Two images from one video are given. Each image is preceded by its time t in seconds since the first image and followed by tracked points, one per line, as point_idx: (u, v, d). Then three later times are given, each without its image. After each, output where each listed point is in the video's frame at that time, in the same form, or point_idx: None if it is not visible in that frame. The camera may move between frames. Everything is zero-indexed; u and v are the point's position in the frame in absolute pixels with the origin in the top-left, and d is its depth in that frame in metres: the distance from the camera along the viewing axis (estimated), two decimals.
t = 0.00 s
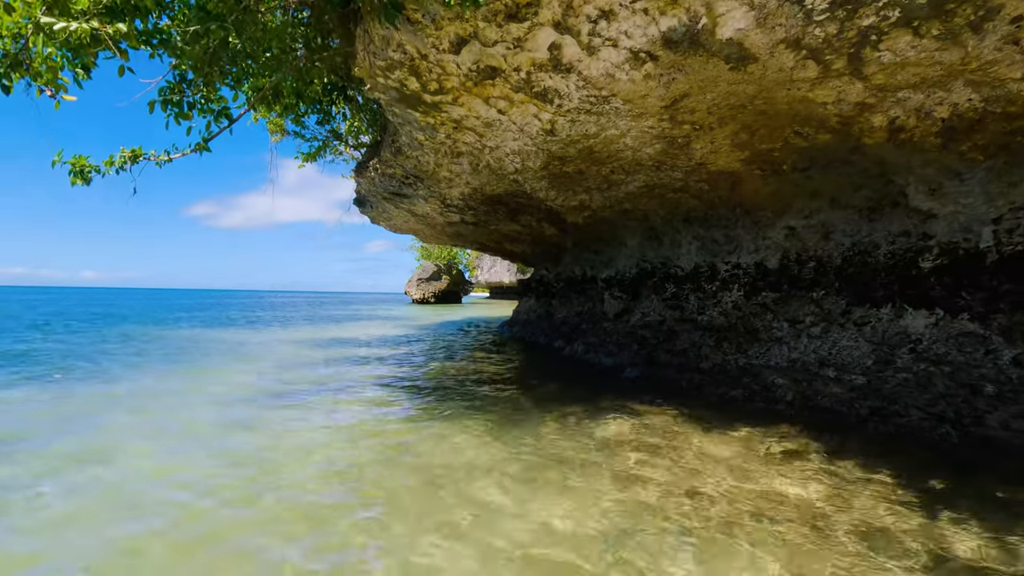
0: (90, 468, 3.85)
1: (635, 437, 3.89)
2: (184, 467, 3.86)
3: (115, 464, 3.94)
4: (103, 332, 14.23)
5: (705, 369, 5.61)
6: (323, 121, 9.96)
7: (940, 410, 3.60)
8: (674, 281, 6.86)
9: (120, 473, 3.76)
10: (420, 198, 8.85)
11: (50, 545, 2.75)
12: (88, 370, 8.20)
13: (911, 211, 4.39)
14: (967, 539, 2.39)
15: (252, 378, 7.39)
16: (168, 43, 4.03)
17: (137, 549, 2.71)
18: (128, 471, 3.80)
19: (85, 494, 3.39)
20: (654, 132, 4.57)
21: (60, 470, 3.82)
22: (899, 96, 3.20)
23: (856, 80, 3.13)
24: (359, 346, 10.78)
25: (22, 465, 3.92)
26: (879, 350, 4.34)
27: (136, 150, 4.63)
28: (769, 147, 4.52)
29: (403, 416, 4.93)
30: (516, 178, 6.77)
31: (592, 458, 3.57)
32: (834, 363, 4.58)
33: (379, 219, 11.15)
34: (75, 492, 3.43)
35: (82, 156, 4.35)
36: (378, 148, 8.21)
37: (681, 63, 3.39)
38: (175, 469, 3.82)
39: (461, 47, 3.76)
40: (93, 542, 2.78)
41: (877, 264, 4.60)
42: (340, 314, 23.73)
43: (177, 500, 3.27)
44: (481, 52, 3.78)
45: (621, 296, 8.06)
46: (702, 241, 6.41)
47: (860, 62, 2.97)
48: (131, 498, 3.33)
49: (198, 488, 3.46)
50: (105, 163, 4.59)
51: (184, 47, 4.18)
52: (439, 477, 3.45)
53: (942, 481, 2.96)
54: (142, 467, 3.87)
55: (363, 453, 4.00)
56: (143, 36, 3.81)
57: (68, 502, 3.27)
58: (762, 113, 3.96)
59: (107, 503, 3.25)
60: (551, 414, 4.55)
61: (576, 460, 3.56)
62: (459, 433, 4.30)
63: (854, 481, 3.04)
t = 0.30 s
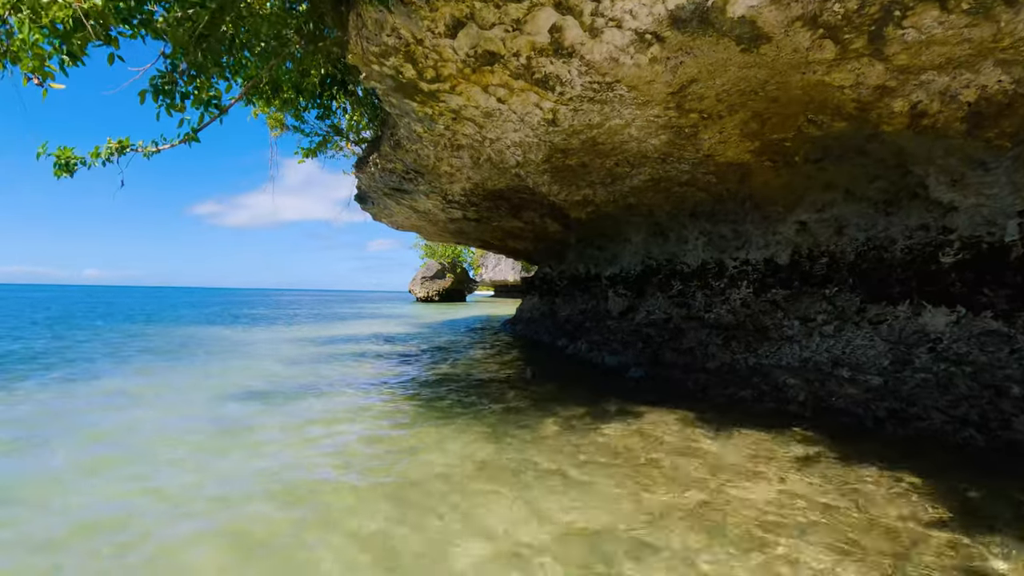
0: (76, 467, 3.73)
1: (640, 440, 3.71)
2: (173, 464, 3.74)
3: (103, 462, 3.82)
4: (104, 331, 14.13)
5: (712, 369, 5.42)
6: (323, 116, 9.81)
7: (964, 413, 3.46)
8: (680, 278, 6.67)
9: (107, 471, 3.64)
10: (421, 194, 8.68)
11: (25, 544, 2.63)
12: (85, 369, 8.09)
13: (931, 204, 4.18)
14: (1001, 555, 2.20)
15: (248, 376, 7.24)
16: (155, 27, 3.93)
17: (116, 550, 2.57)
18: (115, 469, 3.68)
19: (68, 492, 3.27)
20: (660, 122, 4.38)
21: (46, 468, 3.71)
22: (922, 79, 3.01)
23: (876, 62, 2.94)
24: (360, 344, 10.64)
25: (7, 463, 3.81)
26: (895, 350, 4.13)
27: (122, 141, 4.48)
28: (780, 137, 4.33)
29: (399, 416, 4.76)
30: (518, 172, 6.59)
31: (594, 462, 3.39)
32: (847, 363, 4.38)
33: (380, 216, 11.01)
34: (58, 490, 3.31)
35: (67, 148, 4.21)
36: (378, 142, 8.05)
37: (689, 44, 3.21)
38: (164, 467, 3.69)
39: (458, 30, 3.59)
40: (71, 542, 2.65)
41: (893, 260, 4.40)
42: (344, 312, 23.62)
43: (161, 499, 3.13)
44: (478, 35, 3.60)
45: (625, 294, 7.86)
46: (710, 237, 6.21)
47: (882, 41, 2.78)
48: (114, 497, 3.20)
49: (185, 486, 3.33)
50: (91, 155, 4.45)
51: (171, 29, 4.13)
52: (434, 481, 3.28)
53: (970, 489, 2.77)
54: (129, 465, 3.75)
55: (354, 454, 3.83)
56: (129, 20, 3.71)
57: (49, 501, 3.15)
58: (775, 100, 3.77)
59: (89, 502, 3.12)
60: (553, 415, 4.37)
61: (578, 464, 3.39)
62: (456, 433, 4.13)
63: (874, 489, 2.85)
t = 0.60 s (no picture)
0: (63, 470, 3.61)
1: (647, 452, 3.51)
2: (163, 469, 3.62)
3: (91, 465, 3.71)
4: (106, 333, 14.03)
5: (722, 374, 5.24)
6: (323, 115, 9.66)
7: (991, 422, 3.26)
8: (687, 279, 6.48)
9: (95, 475, 3.53)
10: (422, 194, 8.52)
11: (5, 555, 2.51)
12: (82, 371, 7.99)
13: (953, 201, 3.98)
14: None
15: (246, 379, 7.10)
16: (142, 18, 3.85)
17: (101, 558, 2.49)
18: (104, 473, 3.56)
19: (54, 499, 3.15)
20: (668, 116, 4.20)
21: (34, 471, 3.60)
22: (949, 66, 2.82)
23: (901, 48, 2.75)
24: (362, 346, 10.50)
25: None
26: (915, 354, 3.93)
27: (111, 139, 4.34)
28: (794, 130, 4.14)
29: (395, 422, 4.59)
30: (520, 170, 6.42)
31: (599, 474, 3.22)
32: (864, 369, 4.18)
33: (381, 216, 10.87)
34: (42, 496, 3.19)
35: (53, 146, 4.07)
36: (378, 141, 7.90)
37: (699, 32, 3.03)
38: (154, 472, 3.58)
39: (455, 20, 3.42)
40: (55, 550, 2.56)
41: (911, 260, 4.20)
42: (347, 313, 23.48)
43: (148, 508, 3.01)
44: (476, 25, 3.43)
45: (630, 295, 7.68)
46: (718, 236, 6.02)
47: (907, 25, 2.59)
48: (103, 501, 3.11)
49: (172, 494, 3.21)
50: (79, 153, 4.31)
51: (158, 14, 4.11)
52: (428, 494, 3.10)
53: (1004, 509, 2.57)
54: (118, 469, 3.63)
55: (346, 464, 3.65)
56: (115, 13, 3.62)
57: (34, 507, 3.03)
58: (790, 90, 3.58)
59: (75, 510, 3.01)
60: (555, 423, 4.19)
61: (583, 477, 3.21)
62: (455, 441, 3.95)
63: (900, 507, 2.66)
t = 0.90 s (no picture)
0: (74, 475, 3.54)
1: (674, 461, 3.37)
2: (175, 474, 3.53)
3: (102, 469, 3.64)
4: (114, 336, 13.98)
5: (745, 376, 5.08)
6: (331, 115, 9.58)
7: None
8: (704, 278, 6.31)
9: (106, 479, 3.45)
10: (432, 194, 8.40)
11: (12, 560, 2.48)
12: (90, 375, 7.91)
13: (992, 195, 3.81)
14: None
15: (256, 382, 7.01)
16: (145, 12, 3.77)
17: (102, 560, 2.49)
18: (116, 477, 3.49)
19: (64, 505, 3.07)
20: (690, 111, 4.06)
21: (45, 475, 3.53)
22: (998, 52, 2.66)
23: (948, 32, 2.60)
24: (371, 348, 10.40)
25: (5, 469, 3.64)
26: (952, 356, 3.76)
27: (117, 138, 4.25)
28: (823, 124, 3.99)
29: (410, 428, 4.48)
30: (533, 169, 6.29)
31: (628, 484, 3.07)
32: (896, 371, 4.01)
33: (390, 217, 10.77)
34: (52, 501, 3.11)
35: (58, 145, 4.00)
36: (387, 140, 7.80)
37: (730, 19, 2.89)
38: (165, 475, 3.54)
39: (472, 11, 3.29)
40: (59, 550, 2.57)
41: (944, 258, 4.03)
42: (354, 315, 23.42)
43: (158, 515, 2.92)
44: (494, 16, 3.30)
45: (644, 295, 7.52)
46: (738, 235, 5.87)
47: (956, 8, 2.44)
48: (111, 501, 3.13)
49: (184, 500, 3.11)
50: (85, 153, 4.23)
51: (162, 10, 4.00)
52: (449, 506, 2.96)
53: None
54: (130, 473, 3.55)
55: (361, 472, 3.54)
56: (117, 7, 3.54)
57: (43, 513, 2.95)
58: (821, 81, 3.43)
59: (85, 516, 2.93)
60: (576, 430, 4.06)
61: (610, 487, 3.07)
62: (473, 449, 3.82)
63: (952, 519, 2.51)
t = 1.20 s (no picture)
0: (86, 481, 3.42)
1: (712, 470, 3.20)
2: (190, 481, 3.41)
3: (115, 476, 3.51)
4: (119, 339, 13.86)
5: (775, 380, 4.90)
6: (339, 114, 9.43)
7: None
8: (726, 278, 6.11)
9: (120, 487, 3.33)
10: (442, 194, 8.24)
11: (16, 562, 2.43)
12: (97, 379, 7.77)
13: None
14: None
15: (266, 387, 6.87)
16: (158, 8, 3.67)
17: (108, 562, 2.44)
18: (129, 485, 3.36)
19: (74, 510, 2.97)
20: (722, 103, 3.89)
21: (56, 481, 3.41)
22: None
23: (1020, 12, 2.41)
24: (381, 351, 10.25)
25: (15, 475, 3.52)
26: (1000, 359, 3.58)
27: (126, 134, 4.09)
28: (862, 116, 3.81)
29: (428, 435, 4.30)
30: (550, 166, 6.12)
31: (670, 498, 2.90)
32: (940, 375, 3.85)
33: (398, 217, 10.62)
34: (64, 509, 2.99)
35: (66, 142, 3.85)
36: (398, 138, 7.65)
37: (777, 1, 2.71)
38: (176, 477, 3.49)
39: None
40: (65, 552, 2.53)
41: (988, 256, 3.83)
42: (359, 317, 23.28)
43: (175, 524, 2.79)
44: (522, 3, 3.13)
45: (661, 296, 7.34)
46: (763, 233, 5.68)
47: None
48: (120, 502, 3.09)
49: (201, 509, 2.99)
50: (93, 150, 4.08)
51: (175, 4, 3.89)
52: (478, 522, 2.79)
53: None
54: (144, 480, 3.43)
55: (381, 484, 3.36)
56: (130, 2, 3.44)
57: (55, 522, 2.83)
58: (866, 69, 3.25)
59: (95, 520, 2.84)
60: (603, 437, 3.89)
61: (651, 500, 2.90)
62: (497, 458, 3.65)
63: None
